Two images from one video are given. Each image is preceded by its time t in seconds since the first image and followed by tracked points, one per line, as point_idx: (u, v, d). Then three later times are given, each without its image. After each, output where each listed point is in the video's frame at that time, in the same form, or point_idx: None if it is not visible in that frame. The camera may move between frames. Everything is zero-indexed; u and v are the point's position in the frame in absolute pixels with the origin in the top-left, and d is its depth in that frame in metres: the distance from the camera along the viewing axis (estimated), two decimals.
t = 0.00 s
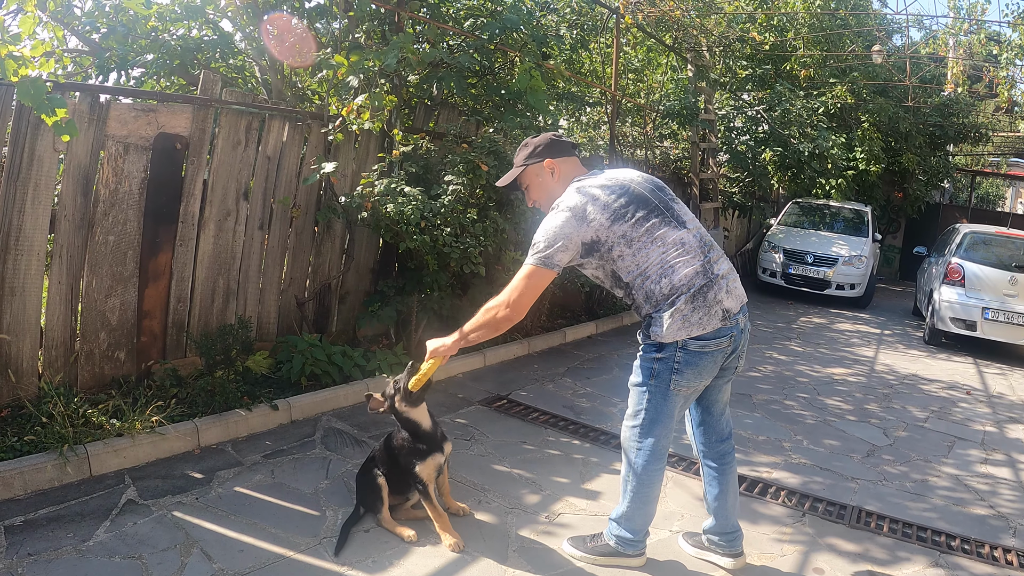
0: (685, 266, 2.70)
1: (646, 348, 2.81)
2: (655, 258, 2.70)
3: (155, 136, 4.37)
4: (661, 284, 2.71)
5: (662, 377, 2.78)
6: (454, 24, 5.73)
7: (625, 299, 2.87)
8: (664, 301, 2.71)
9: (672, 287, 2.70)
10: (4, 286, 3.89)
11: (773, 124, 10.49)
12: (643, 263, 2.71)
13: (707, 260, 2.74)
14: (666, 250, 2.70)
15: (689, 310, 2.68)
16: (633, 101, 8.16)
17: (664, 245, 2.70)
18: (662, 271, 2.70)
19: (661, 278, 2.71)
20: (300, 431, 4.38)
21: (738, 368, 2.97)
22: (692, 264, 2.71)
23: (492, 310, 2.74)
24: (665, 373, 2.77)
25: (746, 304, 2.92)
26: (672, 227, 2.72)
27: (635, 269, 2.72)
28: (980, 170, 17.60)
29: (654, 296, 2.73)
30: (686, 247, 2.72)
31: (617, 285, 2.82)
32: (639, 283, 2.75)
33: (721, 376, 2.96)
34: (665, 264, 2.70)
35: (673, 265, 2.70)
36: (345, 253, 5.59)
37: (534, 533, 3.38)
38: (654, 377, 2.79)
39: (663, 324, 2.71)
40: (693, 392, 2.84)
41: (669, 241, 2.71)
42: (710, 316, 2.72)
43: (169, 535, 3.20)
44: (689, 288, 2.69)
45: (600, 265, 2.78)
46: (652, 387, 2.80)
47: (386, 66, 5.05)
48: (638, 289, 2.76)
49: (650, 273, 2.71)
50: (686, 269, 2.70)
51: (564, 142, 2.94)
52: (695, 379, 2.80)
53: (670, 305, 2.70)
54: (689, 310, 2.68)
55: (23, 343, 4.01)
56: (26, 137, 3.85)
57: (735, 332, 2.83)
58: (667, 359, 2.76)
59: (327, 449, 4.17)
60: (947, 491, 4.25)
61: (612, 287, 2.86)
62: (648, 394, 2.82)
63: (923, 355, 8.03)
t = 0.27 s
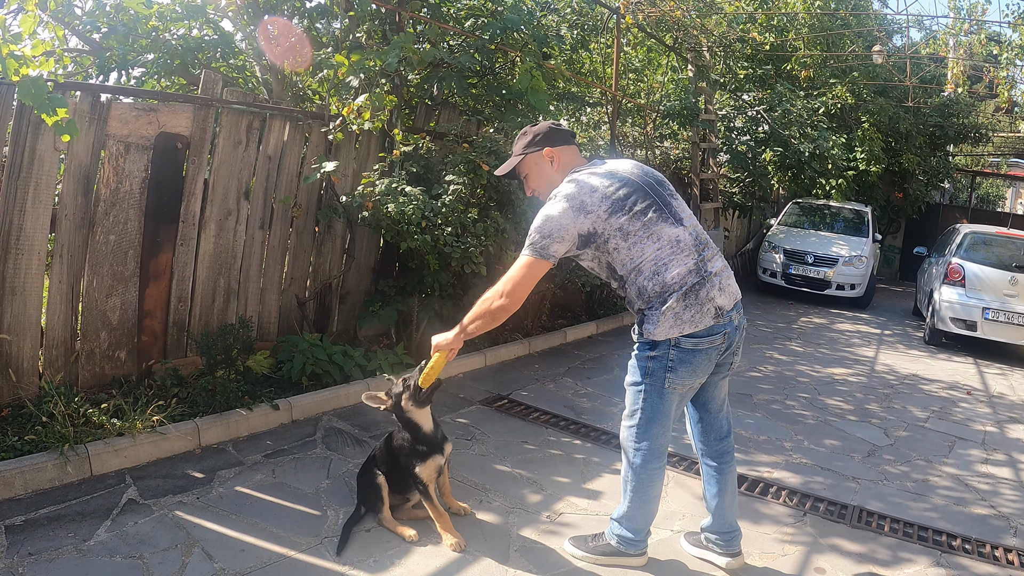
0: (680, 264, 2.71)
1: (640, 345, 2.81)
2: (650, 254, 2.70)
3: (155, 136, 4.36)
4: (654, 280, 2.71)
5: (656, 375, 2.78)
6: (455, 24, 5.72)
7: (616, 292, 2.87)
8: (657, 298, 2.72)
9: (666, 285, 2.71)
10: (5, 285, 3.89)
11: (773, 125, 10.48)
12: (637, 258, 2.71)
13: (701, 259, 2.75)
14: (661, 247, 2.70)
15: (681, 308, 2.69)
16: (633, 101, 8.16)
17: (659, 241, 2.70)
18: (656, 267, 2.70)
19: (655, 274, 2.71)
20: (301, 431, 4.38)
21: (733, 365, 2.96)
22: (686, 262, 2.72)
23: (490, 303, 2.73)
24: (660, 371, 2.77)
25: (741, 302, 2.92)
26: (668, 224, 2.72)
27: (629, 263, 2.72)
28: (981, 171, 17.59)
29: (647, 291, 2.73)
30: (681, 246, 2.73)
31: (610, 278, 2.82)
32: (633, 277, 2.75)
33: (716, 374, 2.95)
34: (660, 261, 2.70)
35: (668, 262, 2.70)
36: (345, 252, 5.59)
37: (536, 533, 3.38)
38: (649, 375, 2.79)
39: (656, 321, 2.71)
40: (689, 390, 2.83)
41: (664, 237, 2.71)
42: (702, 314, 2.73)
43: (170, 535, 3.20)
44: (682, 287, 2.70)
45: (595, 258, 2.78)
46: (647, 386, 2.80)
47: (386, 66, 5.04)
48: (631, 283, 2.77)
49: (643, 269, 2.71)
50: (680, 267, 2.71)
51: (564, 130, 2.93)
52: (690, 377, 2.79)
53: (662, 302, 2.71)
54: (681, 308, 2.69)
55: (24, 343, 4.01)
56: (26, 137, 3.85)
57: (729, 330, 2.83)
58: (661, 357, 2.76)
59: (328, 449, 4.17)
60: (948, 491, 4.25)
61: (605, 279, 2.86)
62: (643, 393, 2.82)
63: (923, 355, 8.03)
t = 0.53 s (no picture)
0: (676, 263, 2.71)
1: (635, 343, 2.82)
2: (646, 252, 2.69)
3: (156, 135, 4.36)
4: (650, 278, 2.71)
5: (651, 373, 2.78)
6: (455, 23, 5.72)
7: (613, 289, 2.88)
8: (651, 296, 2.72)
9: (661, 283, 2.71)
10: (5, 284, 3.89)
11: (773, 124, 10.48)
12: (634, 256, 2.71)
13: (697, 258, 2.75)
14: (657, 245, 2.70)
15: (676, 307, 2.69)
16: (633, 101, 8.16)
17: (656, 239, 2.70)
18: (652, 266, 2.70)
19: (650, 272, 2.71)
20: (301, 430, 4.37)
21: (728, 365, 2.96)
22: (682, 260, 2.71)
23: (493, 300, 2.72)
24: (654, 369, 2.77)
25: (737, 302, 2.91)
26: (665, 222, 2.72)
27: (625, 261, 2.72)
28: (980, 171, 17.60)
29: (642, 289, 2.73)
30: (678, 244, 2.72)
31: (606, 275, 2.82)
32: (629, 275, 2.75)
33: (711, 373, 2.95)
34: (656, 259, 2.70)
35: (663, 260, 2.70)
36: (345, 252, 5.58)
37: (537, 532, 3.38)
38: (644, 373, 2.79)
39: (651, 320, 2.71)
40: (684, 389, 2.83)
41: (662, 236, 2.71)
42: (698, 314, 2.72)
43: (171, 534, 3.20)
44: (677, 285, 2.70)
45: (591, 254, 2.78)
46: (642, 384, 2.80)
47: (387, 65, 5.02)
48: (627, 280, 2.77)
49: (639, 267, 2.71)
50: (676, 265, 2.71)
51: (565, 123, 2.93)
52: (686, 376, 2.79)
53: (656, 300, 2.71)
54: (676, 306, 2.69)
55: (24, 343, 4.00)
56: (27, 136, 3.85)
57: (724, 330, 2.82)
58: (656, 356, 2.76)
59: (329, 448, 4.17)
60: (948, 490, 4.25)
61: (601, 275, 2.87)
62: (639, 391, 2.82)
63: (922, 355, 8.04)
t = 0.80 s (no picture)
0: (683, 263, 2.72)
1: (641, 343, 2.82)
2: (653, 255, 2.71)
3: (154, 134, 4.36)
4: (658, 279, 2.72)
5: (655, 371, 2.78)
6: (453, 23, 5.73)
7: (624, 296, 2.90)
8: (659, 297, 2.73)
9: (668, 284, 2.72)
10: (3, 283, 3.89)
11: (771, 124, 10.60)
12: (640, 259, 2.73)
13: (705, 259, 2.75)
14: (664, 247, 2.72)
15: (682, 306, 2.70)
16: (631, 100, 8.17)
17: (662, 241, 2.72)
18: (659, 267, 2.72)
19: (658, 274, 2.72)
20: (300, 429, 4.38)
21: (733, 368, 2.97)
22: (688, 261, 2.72)
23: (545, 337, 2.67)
24: (658, 367, 2.77)
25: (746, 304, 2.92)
26: (671, 224, 2.74)
27: (633, 265, 2.75)
28: (977, 170, 17.62)
29: (651, 292, 2.75)
30: (684, 245, 2.74)
31: (617, 282, 2.85)
32: (637, 279, 2.77)
33: (715, 375, 2.96)
34: (663, 260, 2.71)
35: (671, 262, 2.71)
36: (344, 251, 5.59)
37: (535, 531, 3.38)
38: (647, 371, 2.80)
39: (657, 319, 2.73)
40: (687, 389, 2.84)
41: (667, 237, 2.72)
42: (705, 314, 2.73)
43: (169, 533, 3.20)
44: (684, 285, 2.71)
45: (602, 261, 2.81)
46: (645, 382, 2.81)
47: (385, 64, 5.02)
48: (635, 284, 2.79)
49: (646, 269, 2.73)
50: (683, 266, 2.72)
51: (564, 139, 2.94)
52: (689, 376, 2.80)
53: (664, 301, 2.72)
54: (683, 306, 2.70)
55: (23, 341, 4.00)
56: (25, 135, 3.85)
57: (731, 332, 2.82)
58: (660, 354, 2.77)
59: (327, 446, 4.18)
60: (945, 488, 4.26)
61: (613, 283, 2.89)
62: (642, 389, 2.82)
63: (920, 354, 8.05)
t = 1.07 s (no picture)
0: (732, 275, 2.70)
1: (688, 354, 2.79)
2: (700, 272, 2.68)
3: (151, 132, 4.36)
4: (709, 295, 2.69)
5: (703, 379, 2.77)
6: (450, 21, 5.73)
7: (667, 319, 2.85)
8: (714, 310, 2.70)
9: (721, 296, 2.69)
10: None
11: (768, 123, 10.56)
12: (688, 279, 2.69)
13: (748, 266, 2.76)
14: (709, 262, 2.69)
15: (739, 316, 2.68)
16: (628, 99, 8.18)
17: (707, 257, 2.69)
18: (709, 282, 2.69)
19: (709, 288, 2.69)
20: (297, 427, 4.38)
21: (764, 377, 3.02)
22: (739, 270, 2.72)
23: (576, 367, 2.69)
24: (705, 378, 2.77)
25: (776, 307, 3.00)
26: (711, 238, 2.71)
27: (681, 286, 2.70)
28: (974, 169, 17.66)
29: (704, 308, 2.71)
30: (728, 256, 2.72)
31: (661, 306, 2.79)
32: (687, 299, 2.72)
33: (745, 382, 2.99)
34: (712, 275, 2.69)
35: (719, 276, 2.69)
36: (341, 249, 5.60)
37: (532, 528, 3.39)
38: (694, 377, 2.78)
39: (712, 329, 2.70)
40: (726, 396, 2.85)
41: (711, 252, 2.70)
42: (759, 322, 2.74)
43: (166, 531, 3.21)
44: (739, 296, 2.69)
45: (643, 288, 2.74)
46: (691, 387, 2.79)
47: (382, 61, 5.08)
48: (684, 304, 2.74)
49: (697, 287, 2.69)
50: (733, 277, 2.70)
51: (585, 168, 2.85)
52: (733, 384, 2.81)
53: (721, 314, 2.69)
54: (741, 316, 2.69)
55: (20, 340, 4.00)
56: (22, 134, 3.85)
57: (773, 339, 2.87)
58: (711, 363, 2.75)
59: (324, 444, 4.18)
60: (941, 486, 4.28)
61: (655, 307, 2.83)
62: (685, 393, 2.80)
63: (917, 352, 8.07)
